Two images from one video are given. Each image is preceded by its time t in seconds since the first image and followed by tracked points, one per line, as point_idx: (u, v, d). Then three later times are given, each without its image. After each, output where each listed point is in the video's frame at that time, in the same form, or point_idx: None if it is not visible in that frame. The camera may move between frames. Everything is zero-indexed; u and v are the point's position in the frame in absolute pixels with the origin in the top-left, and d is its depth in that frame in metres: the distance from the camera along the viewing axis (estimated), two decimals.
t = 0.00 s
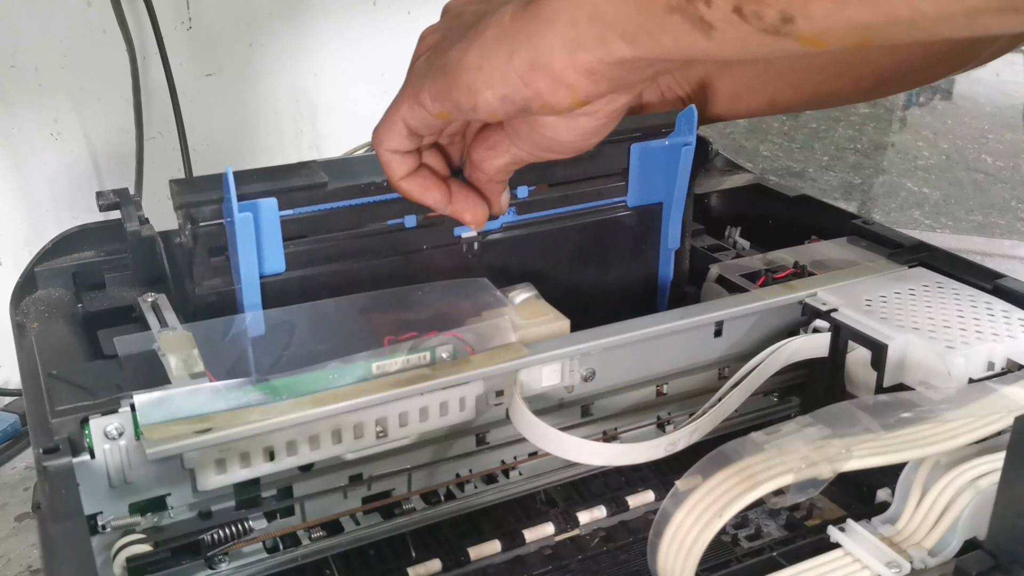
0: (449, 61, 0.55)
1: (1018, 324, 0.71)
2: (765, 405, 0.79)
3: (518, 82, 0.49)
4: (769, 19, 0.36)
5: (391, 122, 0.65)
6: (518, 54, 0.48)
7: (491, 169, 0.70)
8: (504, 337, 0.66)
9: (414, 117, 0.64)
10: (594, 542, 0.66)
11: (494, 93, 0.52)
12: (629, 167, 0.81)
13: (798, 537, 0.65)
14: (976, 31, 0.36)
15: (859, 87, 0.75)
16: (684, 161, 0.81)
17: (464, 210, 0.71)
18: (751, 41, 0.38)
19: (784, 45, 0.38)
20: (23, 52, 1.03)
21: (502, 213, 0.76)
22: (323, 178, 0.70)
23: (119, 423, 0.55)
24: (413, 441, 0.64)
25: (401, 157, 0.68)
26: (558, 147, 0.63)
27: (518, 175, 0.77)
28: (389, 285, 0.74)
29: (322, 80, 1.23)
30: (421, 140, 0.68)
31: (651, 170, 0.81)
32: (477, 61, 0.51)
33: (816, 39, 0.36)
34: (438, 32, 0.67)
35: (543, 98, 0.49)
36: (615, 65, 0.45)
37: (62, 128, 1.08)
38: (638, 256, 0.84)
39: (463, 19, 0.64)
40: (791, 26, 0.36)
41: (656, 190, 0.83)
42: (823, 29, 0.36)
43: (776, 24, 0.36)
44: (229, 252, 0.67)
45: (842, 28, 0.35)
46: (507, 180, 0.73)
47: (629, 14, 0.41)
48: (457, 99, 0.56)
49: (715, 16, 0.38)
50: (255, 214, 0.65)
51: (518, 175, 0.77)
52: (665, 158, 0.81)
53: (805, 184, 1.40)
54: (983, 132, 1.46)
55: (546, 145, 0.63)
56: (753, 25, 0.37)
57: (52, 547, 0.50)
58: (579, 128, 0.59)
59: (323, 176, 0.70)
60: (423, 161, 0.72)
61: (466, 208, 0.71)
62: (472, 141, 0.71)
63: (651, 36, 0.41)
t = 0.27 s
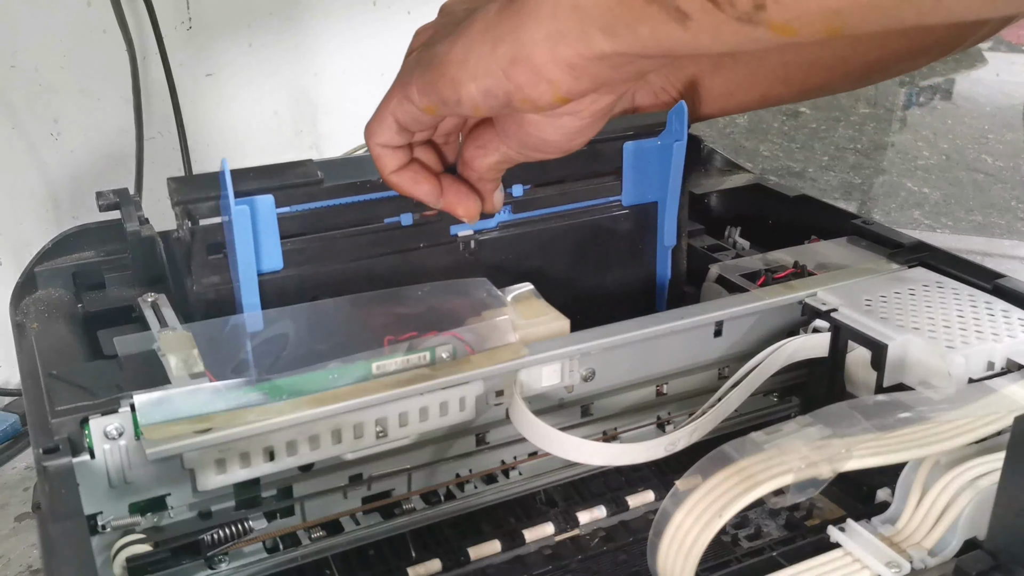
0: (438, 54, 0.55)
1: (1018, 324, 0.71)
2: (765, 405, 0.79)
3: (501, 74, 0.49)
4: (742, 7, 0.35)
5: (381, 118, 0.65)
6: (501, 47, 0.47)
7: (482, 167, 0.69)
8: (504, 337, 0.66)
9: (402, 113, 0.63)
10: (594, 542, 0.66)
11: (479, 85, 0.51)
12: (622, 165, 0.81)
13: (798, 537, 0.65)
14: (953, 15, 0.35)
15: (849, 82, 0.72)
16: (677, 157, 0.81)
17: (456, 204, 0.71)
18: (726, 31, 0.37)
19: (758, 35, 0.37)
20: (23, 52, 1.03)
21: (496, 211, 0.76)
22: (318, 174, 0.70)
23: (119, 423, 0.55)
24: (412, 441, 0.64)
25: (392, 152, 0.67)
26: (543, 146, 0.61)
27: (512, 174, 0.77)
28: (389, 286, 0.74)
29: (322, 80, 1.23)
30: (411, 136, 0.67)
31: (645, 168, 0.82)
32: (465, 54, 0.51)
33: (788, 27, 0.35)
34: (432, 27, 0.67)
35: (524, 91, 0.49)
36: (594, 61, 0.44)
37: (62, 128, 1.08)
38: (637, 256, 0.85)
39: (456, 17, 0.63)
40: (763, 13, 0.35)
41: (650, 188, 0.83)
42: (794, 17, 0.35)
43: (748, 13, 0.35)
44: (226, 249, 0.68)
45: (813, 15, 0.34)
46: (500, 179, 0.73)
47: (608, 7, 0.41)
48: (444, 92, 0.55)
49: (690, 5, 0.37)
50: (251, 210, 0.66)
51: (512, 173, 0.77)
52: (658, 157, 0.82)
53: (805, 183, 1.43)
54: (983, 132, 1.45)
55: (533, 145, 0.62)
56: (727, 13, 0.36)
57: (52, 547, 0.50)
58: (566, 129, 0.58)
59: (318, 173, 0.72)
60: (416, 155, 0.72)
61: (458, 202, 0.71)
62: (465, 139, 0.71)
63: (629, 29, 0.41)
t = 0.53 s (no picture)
0: (428, 58, 0.55)
1: (1018, 324, 0.71)
2: (765, 405, 0.78)
3: (487, 81, 0.49)
4: (723, 16, 0.36)
5: (374, 120, 0.64)
6: (487, 52, 0.47)
7: (476, 167, 0.69)
8: (504, 337, 0.66)
9: (394, 115, 0.62)
10: (594, 541, 0.66)
11: (466, 92, 0.51)
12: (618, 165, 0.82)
13: (797, 537, 0.65)
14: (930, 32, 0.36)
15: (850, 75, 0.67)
16: (670, 155, 0.82)
17: (451, 199, 0.70)
18: (709, 40, 0.38)
19: (739, 45, 0.38)
20: (23, 52, 1.03)
21: (491, 210, 0.76)
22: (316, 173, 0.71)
23: (119, 423, 0.55)
24: (412, 441, 0.64)
25: (385, 151, 0.67)
26: (533, 150, 0.61)
27: (509, 173, 0.78)
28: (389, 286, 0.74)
29: (322, 80, 1.23)
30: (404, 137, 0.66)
31: (640, 167, 0.82)
32: (452, 61, 0.51)
33: (768, 37, 0.37)
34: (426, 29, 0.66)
35: (510, 97, 0.49)
36: (580, 67, 0.45)
37: (62, 128, 1.08)
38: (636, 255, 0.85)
39: (450, 20, 0.63)
40: (744, 23, 0.36)
41: (645, 187, 0.83)
42: (775, 27, 0.36)
43: (730, 22, 0.36)
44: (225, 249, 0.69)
45: (792, 26, 0.35)
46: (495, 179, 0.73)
47: (594, 14, 0.41)
48: (433, 97, 0.55)
49: (673, 14, 0.38)
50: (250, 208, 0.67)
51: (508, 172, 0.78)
52: (653, 157, 0.82)
53: (806, 183, 1.45)
54: (983, 132, 1.44)
55: (525, 147, 0.61)
56: (709, 23, 0.37)
57: (52, 547, 0.50)
58: (554, 135, 0.57)
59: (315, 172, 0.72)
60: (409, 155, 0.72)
61: (454, 197, 0.70)
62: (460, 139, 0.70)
63: (613, 35, 0.41)
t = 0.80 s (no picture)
0: (429, 63, 0.55)
1: (1018, 324, 0.71)
2: (765, 406, 0.78)
3: (491, 86, 0.49)
4: (731, 22, 0.36)
5: (375, 126, 0.64)
6: (491, 59, 0.47)
7: (479, 172, 0.69)
8: (503, 338, 0.66)
9: (396, 121, 0.62)
10: (594, 541, 0.66)
11: (469, 97, 0.51)
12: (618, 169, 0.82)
13: (798, 537, 0.65)
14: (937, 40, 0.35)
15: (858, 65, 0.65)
16: (672, 157, 0.82)
17: (454, 201, 0.70)
18: (716, 47, 0.38)
19: (745, 51, 0.38)
20: (23, 51, 1.03)
21: (493, 214, 0.76)
22: (318, 179, 0.71)
23: (119, 423, 0.55)
24: (412, 441, 0.64)
25: (387, 156, 0.67)
26: (536, 154, 0.61)
27: (511, 176, 0.78)
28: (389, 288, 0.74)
29: (322, 80, 1.23)
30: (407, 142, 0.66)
31: (642, 169, 0.82)
32: (454, 65, 0.51)
33: (776, 45, 0.36)
34: (428, 35, 0.66)
35: (515, 102, 0.49)
36: (585, 73, 0.44)
37: (63, 127, 1.08)
38: (637, 256, 0.85)
39: (450, 26, 0.63)
40: (752, 30, 0.36)
41: (647, 189, 0.83)
42: (783, 35, 0.36)
43: (737, 29, 0.37)
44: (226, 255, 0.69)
45: (799, 33, 0.35)
46: (497, 182, 0.73)
47: (599, 21, 0.41)
48: (434, 102, 0.55)
49: (680, 20, 0.38)
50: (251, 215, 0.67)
51: (510, 176, 0.78)
52: (654, 158, 0.82)
53: (806, 183, 1.44)
54: (982, 133, 1.49)
55: (527, 152, 0.61)
56: (716, 30, 0.37)
57: (53, 547, 0.50)
58: (558, 138, 0.57)
59: (317, 176, 0.72)
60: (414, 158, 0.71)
61: (456, 200, 0.70)
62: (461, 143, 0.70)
63: (618, 42, 0.41)
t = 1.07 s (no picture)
0: (429, 70, 0.55)
1: (1018, 324, 0.71)
2: (765, 406, 0.78)
3: (491, 93, 0.49)
4: (731, 28, 0.36)
5: (374, 133, 0.63)
6: (491, 65, 0.47)
7: (479, 177, 0.69)
8: (504, 337, 0.66)
9: (396, 127, 0.61)
10: (594, 541, 0.66)
11: (469, 104, 0.51)
12: (618, 172, 0.82)
13: (798, 537, 0.65)
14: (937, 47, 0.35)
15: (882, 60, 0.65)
16: (672, 158, 0.82)
17: (454, 207, 0.70)
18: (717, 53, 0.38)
19: (746, 57, 0.38)
20: (23, 51, 1.03)
21: (493, 218, 0.76)
22: (317, 186, 0.71)
23: (119, 423, 0.55)
24: (412, 441, 0.64)
25: (387, 163, 0.66)
26: (535, 161, 0.61)
27: (511, 180, 0.78)
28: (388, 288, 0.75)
29: (322, 80, 1.24)
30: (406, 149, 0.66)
31: (641, 170, 0.82)
32: (454, 72, 0.51)
33: (776, 51, 0.37)
34: (427, 41, 0.66)
35: (515, 109, 0.49)
36: (585, 79, 0.45)
37: (62, 128, 1.08)
38: (637, 255, 0.85)
39: (449, 33, 0.63)
40: (752, 36, 0.36)
41: (646, 190, 0.83)
42: (783, 41, 0.36)
43: (738, 34, 0.37)
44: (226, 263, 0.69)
45: (799, 39, 0.35)
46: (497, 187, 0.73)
47: (601, 25, 0.41)
48: (434, 109, 0.55)
49: (681, 26, 0.38)
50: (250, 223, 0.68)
51: (509, 180, 0.78)
52: (654, 159, 0.82)
53: (806, 183, 1.43)
54: (983, 133, 1.51)
55: (527, 159, 0.61)
56: (716, 36, 0.37)
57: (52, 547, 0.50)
58: (558, 145, 0.57)
59: (317, 183, 0.72)
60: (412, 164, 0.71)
61: (457, 206, 0.70)
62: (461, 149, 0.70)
63: (619, 47, 0.41)
